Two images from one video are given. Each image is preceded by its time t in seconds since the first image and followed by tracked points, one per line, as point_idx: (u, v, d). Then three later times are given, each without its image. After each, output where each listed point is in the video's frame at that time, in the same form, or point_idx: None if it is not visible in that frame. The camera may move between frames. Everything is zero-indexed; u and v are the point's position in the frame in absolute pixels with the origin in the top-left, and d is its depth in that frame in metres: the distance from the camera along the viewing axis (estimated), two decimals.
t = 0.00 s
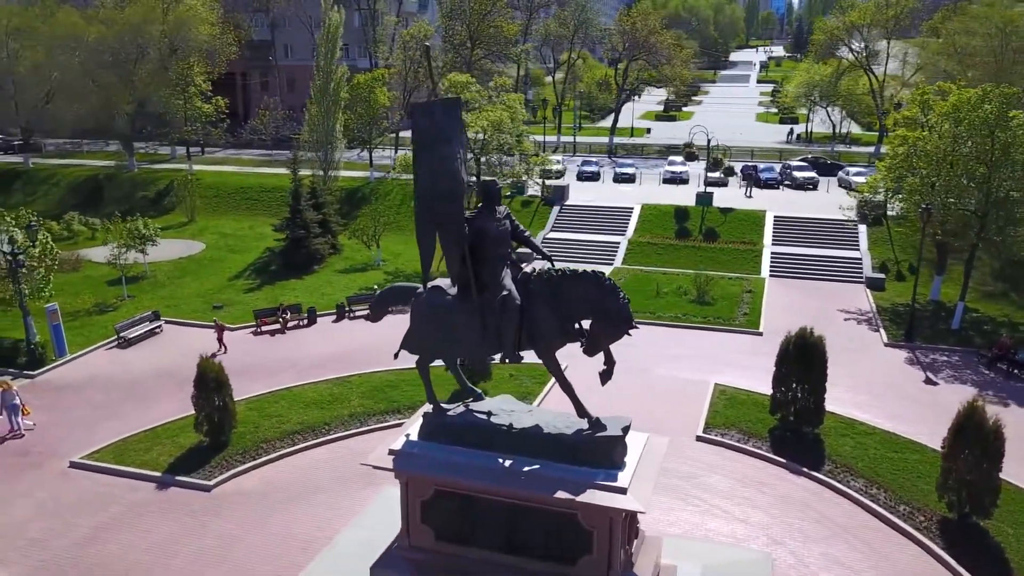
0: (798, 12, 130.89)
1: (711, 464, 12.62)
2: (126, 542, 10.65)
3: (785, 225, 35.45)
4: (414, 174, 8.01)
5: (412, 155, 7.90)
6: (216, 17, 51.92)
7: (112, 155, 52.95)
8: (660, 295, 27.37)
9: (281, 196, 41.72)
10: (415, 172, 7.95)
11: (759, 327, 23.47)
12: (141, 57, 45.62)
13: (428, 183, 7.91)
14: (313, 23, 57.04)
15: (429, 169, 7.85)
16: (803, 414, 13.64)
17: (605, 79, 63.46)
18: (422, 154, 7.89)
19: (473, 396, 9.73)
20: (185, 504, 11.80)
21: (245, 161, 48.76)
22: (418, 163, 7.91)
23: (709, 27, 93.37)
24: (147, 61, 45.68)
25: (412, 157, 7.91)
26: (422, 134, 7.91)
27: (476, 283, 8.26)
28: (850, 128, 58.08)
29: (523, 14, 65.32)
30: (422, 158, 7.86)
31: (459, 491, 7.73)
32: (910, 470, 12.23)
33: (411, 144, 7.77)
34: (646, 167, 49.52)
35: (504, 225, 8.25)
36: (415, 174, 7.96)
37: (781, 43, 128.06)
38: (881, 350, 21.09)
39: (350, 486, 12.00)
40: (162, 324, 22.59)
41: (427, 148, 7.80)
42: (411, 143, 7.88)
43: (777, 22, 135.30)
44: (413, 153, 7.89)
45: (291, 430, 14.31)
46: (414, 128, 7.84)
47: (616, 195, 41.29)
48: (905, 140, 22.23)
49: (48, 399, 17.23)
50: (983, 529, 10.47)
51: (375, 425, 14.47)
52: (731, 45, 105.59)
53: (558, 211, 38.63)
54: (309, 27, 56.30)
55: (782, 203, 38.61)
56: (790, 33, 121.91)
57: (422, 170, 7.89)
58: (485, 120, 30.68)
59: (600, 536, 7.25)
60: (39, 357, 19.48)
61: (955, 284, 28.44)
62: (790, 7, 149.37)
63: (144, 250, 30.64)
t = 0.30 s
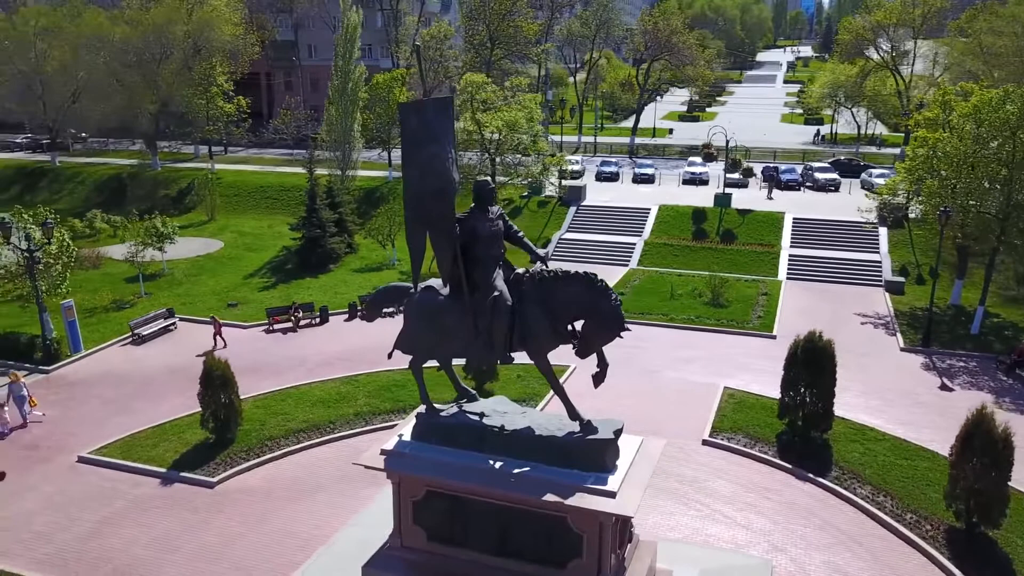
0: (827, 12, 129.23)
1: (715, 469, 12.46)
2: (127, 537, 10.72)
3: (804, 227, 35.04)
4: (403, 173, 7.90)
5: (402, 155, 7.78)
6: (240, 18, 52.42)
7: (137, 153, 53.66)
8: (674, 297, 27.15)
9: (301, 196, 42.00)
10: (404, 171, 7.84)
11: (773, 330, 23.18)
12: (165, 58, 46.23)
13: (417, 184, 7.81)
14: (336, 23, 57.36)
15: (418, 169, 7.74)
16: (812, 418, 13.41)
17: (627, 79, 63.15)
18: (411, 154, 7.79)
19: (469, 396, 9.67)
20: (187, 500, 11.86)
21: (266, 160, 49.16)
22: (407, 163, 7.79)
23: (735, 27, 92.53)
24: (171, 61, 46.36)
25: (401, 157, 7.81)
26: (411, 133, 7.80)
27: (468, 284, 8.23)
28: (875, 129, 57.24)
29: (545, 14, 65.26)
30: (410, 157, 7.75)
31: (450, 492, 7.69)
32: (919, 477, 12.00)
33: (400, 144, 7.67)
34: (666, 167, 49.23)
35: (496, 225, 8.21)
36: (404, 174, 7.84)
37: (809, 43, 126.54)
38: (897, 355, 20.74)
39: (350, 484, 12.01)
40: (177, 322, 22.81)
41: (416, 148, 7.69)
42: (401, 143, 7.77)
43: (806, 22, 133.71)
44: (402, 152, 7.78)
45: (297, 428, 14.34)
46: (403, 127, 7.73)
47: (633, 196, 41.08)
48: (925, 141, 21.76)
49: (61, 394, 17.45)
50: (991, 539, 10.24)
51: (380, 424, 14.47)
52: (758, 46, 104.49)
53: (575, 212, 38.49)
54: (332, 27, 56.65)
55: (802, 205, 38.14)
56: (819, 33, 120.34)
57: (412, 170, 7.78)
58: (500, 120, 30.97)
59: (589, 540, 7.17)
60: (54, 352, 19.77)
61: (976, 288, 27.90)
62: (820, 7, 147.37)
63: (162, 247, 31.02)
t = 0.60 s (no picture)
0: (873, 11, 126.54)
1: (730, 476, 12.24)
2: (139, 530, 10.87)
3: (836, 231, 34.35)
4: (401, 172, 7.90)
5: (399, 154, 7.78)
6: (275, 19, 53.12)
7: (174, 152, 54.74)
8: (699, 300, 26.83)
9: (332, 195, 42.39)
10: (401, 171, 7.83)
11: (799, 335, 22.74)
12: (199, 59, 47.06)
13: (414, 183, 7.79)
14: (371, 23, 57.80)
15: (415, 168, 7.72)
16: (832, 427, 13.08)
17: (662, 79, 62.62)
18: (409, 152, 7.78)
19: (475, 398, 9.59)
20: (201, 494, 11.99)
21: (300, 160, 49.73)
22: (405, 162, 7.78)
23: (775, 27, 91.07)
24: (206, 62, 47.22)
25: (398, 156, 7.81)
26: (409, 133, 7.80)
27: (467, 284, 8.16)
28: (917, 131, 55.89)
29: (579, 15, 65.08)
30: (408, 156, 7.74)
31: (449, 493, 7.65)
32: (941, 490, 11.65)
33: (397, 143, 7.67)
34: (698, 169, 48.69)
35: (496, 226, 8.14)
36: (402, 173, 7.83)
37: (854, 43, 124.05)
38: (927, 363, 20.19)
39: (360, 483, 12.02)
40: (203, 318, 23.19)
41: (413, 147, 7.67)
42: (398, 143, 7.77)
43: (850, 22, 131.15)
44: (400, 152, 7.78)
45: (312, 426, 14.43)
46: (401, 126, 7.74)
47: (663, 198, 40.70)
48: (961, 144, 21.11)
49: (87, 387, 17.82)
50: (1012, 556, 9.90)
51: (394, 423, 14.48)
52: (800, 46, 102.74)
53: (603, 213, 38.24)
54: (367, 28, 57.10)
55: (836, 209, 37.40)
56: (863, 33, 117.89)
57: (409, 169, 7.77)
58: (526, 121, 30.70)
59: (587, 546, 7.07)
60: (82, 347, 20.19)
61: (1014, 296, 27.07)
62: (866, 6, 144.42)
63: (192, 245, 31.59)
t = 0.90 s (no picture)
0: (922, 11, 123.46)
1: (744, 485, 11.99)
2: (150, 523, 11.02)
3: (871, 235, 33.63)
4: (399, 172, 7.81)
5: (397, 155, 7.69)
6: (312, 20, 53.74)
7: (212, 151, 55.71)
8: (725, 304, 26.44)
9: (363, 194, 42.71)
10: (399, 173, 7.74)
11: (826, 342, 22.27)
12: (236, 59, 47.85)
13: (411, 185, 7.71)
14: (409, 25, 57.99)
15: (414, 170, 7.64)
16: (852, 437, 12.72)
17: (699, 81, 61.94)
18: (407, 153, 7.70)
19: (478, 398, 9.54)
20: (213, 490, 12.09)
21: (334, 159, 50.18)
22: (403, 163, 7.70)
23: (820, 27, 89.29)
24: (243, 63, 48.07)
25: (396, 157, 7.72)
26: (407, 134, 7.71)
27: (467, 287, 8.14)
28: (962, 134, 54.42)
29: (615, 15, 64.73)
30: (406, 158, 7.66)
31: (446, 496, 7.61)
32: (963, 505, 11.28)
33: (394, 143, 7.57)
34: (732, 172, 48.03)
35: (497, 228, 8.09)
36: (400, 174, 7.74)
37: (901, 43, 121.23)
38: (959, 372, 19.63)
39: (369, 481, 12.02)
40: (228, 315, 23.52)
41: (411, 149, 7.59)
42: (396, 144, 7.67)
43: (898, 22, 128.14)
44: (398, 154, 7.68)
45: (326, 425, 14.49)
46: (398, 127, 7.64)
47: (694, 200, 40.24)
48: (1000, 147, 20.49)
49: (112, 382, 18.18)
50: None
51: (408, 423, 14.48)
52: (844, 47, 100.66)
53: (632, 215, 37.91)
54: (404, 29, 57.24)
55: (871, 213, 36.62)
56: (911, 34, 115.11)
57: (407, 171, 7.68)
58: (554, 122, 30.57)
59: (582, 553, 6.95)
60: (110, 342, 20.60)
61: None
62: (915, 6, 141.02)
63: (222, 243, 32.07)
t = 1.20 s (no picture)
0: (972, 10, 120.22)
1: (756, 494, 11.74)
2: (160, 518, 11.15)
3: (904, 240, 32.88)
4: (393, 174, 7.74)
5: (393, 157, 7.61)
6: (345, 20, 54.26)
7: (246, 151, 56.55)
8: (750, 309, 26.01)
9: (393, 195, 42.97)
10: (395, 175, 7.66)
11: (851, 348, 21.75)
12: (269, 59, 48.46)
13: (407, 186, 7.65)
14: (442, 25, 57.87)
15: (411, 172, 7.58)
16: (870, 447, 12.34)
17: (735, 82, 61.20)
18: (402, 154, 7.63)
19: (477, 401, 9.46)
20: (223, 487, 12.18)
21: (366, 160, 50.52)
22: (399, 165, 7.63)
23: (863, 28, 87.52)
24: (276, 63, 48.65)
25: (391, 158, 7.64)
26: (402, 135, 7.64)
27: (464, 289, 8.08)
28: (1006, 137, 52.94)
29: (649, 15, 64.25)
30: (402, 159, 7.60)
31: (441, 500, 7.54)
32: (984, 520, 10.94)
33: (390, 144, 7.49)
34: (764, 174, 47.37)
35: (495, 231, 8.05)
36: (395, 175, 7.67)
37: (948, 44, 118.30)
38: (989, 383, 19.04)
39: (377, 482, 12.00)
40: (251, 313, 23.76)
41: (409, 151, 7.53)
42: (392, 144, 7.59)
43: (946, 22, 125.04)
44: (393, 155, 7.61)
45: (338, 424, 14.53)
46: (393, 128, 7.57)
47: (722, 202, 39.78)
48: None
49: (135, 377, 18.49)
50: None
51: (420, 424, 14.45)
52: (889, 47, 98.50)
53: (659, 217, 37.54)
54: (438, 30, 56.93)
55: (906, 217, 35.79)
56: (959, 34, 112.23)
57: (403, 173, 7.62)
58: (578, 123, 30.32)
59: (575, 561, 6.86)
60: (134, 338, 20.96)
61: None
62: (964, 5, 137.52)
63: (249, 241, 32.47)
